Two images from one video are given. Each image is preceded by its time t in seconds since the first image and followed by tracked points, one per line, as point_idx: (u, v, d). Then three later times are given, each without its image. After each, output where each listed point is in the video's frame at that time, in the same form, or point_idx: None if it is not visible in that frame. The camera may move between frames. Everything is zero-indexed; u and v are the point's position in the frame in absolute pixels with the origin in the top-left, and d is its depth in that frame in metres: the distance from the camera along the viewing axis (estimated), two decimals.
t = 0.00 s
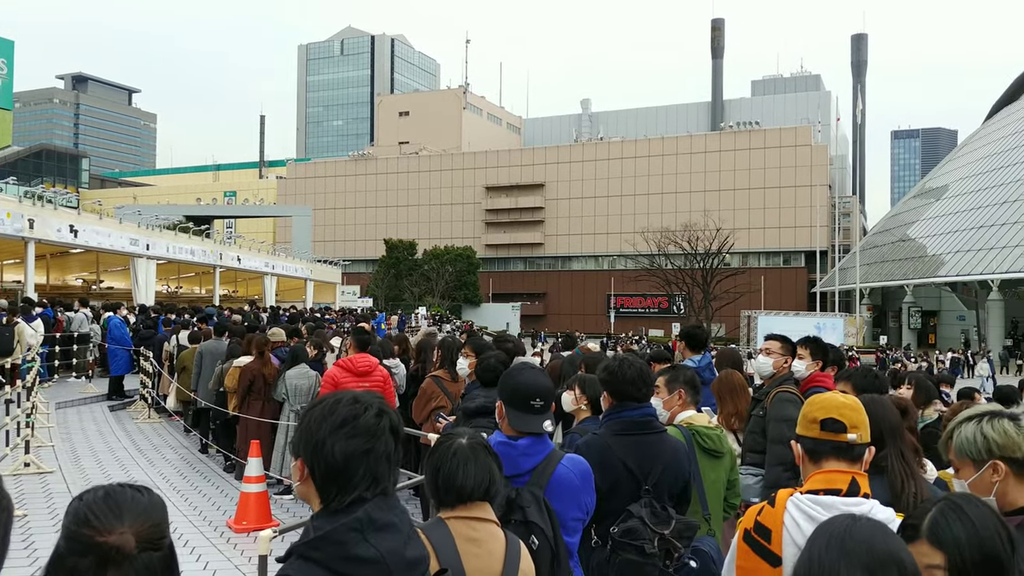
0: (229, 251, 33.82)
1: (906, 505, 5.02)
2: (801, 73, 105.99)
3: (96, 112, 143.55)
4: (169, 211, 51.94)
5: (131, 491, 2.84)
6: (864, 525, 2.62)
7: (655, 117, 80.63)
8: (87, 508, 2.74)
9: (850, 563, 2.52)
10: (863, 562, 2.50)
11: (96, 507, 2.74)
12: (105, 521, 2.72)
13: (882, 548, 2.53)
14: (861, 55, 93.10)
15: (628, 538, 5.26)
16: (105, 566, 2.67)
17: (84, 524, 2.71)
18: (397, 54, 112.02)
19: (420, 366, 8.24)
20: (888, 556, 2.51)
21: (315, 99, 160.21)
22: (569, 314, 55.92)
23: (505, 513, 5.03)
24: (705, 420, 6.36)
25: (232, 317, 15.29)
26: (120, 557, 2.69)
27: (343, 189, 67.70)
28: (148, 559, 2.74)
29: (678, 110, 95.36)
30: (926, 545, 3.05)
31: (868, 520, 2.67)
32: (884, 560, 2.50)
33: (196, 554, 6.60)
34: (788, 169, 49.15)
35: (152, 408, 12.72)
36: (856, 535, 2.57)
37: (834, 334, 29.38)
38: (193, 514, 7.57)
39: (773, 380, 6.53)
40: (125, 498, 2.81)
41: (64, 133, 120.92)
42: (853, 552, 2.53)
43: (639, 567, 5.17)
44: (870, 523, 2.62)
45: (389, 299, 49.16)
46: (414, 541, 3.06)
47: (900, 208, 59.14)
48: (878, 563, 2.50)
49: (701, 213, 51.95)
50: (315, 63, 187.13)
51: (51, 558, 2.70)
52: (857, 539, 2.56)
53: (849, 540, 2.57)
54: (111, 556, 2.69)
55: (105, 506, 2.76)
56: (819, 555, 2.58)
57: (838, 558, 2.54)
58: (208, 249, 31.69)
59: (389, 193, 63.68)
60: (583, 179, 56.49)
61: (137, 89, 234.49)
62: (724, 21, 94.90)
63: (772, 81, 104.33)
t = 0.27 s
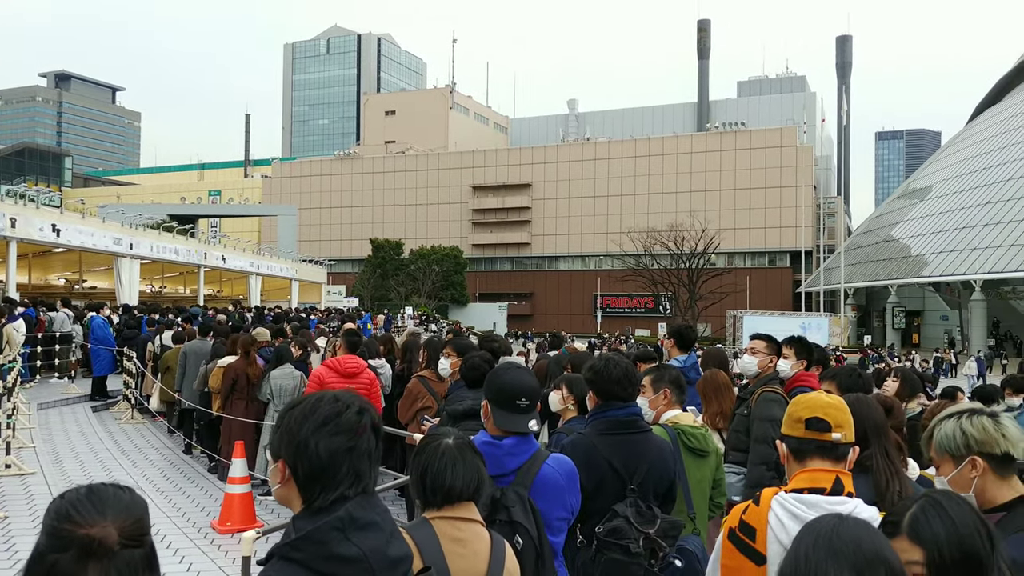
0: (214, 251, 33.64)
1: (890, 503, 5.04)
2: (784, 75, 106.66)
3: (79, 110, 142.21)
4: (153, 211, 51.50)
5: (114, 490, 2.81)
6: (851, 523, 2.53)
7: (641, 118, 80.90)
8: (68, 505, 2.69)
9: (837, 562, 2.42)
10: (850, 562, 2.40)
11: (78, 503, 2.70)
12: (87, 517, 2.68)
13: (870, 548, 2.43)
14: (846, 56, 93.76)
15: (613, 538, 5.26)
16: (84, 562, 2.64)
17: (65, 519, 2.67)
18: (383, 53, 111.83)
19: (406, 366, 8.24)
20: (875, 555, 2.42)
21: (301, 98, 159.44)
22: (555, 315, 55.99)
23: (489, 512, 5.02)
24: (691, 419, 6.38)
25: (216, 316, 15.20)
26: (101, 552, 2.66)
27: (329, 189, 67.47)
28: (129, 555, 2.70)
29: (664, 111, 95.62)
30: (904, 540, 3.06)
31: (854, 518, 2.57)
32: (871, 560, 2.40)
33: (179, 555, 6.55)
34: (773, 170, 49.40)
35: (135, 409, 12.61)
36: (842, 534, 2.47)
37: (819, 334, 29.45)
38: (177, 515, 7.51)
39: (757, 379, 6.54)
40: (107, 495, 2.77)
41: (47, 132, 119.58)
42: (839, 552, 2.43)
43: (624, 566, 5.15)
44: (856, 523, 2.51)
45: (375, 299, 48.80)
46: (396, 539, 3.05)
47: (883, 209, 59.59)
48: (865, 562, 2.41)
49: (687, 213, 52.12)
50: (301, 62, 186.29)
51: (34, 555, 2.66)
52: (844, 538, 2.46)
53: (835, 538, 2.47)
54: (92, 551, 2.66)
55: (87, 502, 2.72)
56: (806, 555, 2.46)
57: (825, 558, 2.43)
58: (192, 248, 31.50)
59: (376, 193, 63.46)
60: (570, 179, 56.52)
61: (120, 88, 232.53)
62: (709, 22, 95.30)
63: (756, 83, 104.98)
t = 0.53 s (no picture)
0: (199, 250, 33.49)
1: (872, 502, 5.08)
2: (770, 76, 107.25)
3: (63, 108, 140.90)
4: (138, 210, 51.12)
5: (88, 492, 2.78)
6: (822, 522, 2.51)
7: (628, 118, 81.11)
8: (41, 509, 2.67)
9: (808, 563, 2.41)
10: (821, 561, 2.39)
11: (50, 508, 2.68)
12: (59, 522, 2.65)
13: (840, 548, 2.41)
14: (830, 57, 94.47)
15: (598, 537, 5.26)
16: (58, 566, 2.63)
17: (38, 524, 2.65)
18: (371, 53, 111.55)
19: (392, 366, 8.22)
20: (845, 554, 2.41)
21: (287, 96, 158.87)
22: (542, 315, 56.07)
23: (473, 513, 5.03)
24: (675, 419, 6.41)
25: (202, 316, 15.14)
26: (74, 557, 2.64)
27: (316, 189, 67.27)
28: (102, 560, 2.69)
29: (650, 111, 95.97)
30: (891, 533, 3.06)
31: (825, 514, 2.57)
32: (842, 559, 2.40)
33: (162, 556, 6.51)
34: (759, 171, 49.67)
35: (119, 410, 12.53)
36: (812, 534, 2.46)
37: (804, 334, 29.61)
38: (160, 516, 7.46)
39: (742, 378, 6.57)
40: (81, 498, 2.74)
41: (30, 130, 118.38)
42: (808, 552, 2.43)
43: (609, 566, 5.15)
44: (827, 520, 2.51)
45: (361, 299, 48.46)
46: (377, 539, 3.04)
47: (868, 210, 60.01)
48: (835, 560, 2.40)
49: (673, 213, 52.33)
50: (287, 61, 185.41)
51: (7, 560, 2.64)
52: (815, 536, 2.45)
53: (807, 537, 2.46)
54: (65, 555, 2.64)
55: (60, 507, 2.69)
56: (773, 555, 2.45)
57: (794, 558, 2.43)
58: (177, 248, 31.38)
59: (362, 192, 63.28)
60: (557, 179, 56.60)
61: (104, 86, 230.65)
62: (695, 24, 95.68)
63: (742, 84, 105.49)
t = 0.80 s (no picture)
0: (184, 250, 33.27)
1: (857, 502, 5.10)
2: (755, 77, 107.78)
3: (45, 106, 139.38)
4: (121, 209, 50.63)
5: (66, 494, 2.75)
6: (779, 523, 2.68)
7: (614, 118, 81.23)
8: (19, 510, 2.64)
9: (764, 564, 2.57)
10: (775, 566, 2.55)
11: (28, 510, 2.65)
12: (37, 523, 2.62)
13: (796, 553, 2.58)
14: (814, 59, 95.14)
15: (584, 536, 5.26)
16: (32, 569, 2.58)
17: (15, 526, 2.61)
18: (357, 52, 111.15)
19: (378, 366, 8.20)
20: (799, 556, 2.58)
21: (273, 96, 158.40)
22: (529, 314, 56.06)
23: (459, 513, 5.01)
24: (661, 418, 6.41)
25: (186, 316, 15.05)
26: (45, 561, 2.60)
27: (302, 188, 66.93)
28: (78, 562, 2.65)
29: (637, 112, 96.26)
30: (881, 523, 3.10)
31: (784, 514, 2.72)
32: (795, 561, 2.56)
33: (145, 557, 6.46)
34: (744, 171, 49.87)
35: (102, 410, 12.44)
36: (771, 537, 2.61)
37: (790, 333, 29.64)
38: (144, 518, 7.40)
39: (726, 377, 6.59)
40: (59, 500, 2.71)
41: (11, 128, 117.02)
42: (765, 555, 2.59)
43: (593, 565, 5.15)
44: (784, 525, 2.66)
45: (347, 299, 48.21)
46: (356, 542, 3.01)
47: (852, 211, 60.40)
48: (792, 563, 2.56)
49: (659, 214, 52.43)
50: (273, 59, 184.41)
51: None
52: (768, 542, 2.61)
53: (763, 545, 2.61)
54: (37, 558, 2.60)
55: (38, 510, 2.66)
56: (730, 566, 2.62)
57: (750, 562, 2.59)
58: (161, 247, 31.16)
59: (348, 191, 63.03)
60: (544, 179, 56.60)
61: (85, 83, 228.44)
62: (681, 25, 96.01)
63: (728, 85, 106.00)
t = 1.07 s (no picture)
0: (168, 249, 33.09)
1: (841, 501, 5.13)
2: (740, 78, 108.37)
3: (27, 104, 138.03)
4: (104, 208, 50.22)
5: (48, 494, 2.73)
6: (763, 524, 2.71)
7: (600, 118, 81.39)
8: None
9: (747, 562, 2.57)
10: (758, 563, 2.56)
11: (9, 510, 2.62)
12: (16, 522, 2.59)
13: (786, 550, 2.62)
14: (799, 60, 95.76)
15: (568, 536, 5.24)
16: (13, 567, 2.55)
17: None
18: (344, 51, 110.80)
19: (363, 366, 8.17)
20: (788, 555, 2.61)
21: (259, 94, 157.62)
22: (516, 314, 56.09)
23: (444, 513, 4.99)
24: (646, 417, 6.41)
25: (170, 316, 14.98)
26: (29, 558, 2.57)
27: (288, 188, 66.66)
28: (61, 561, 2.63)
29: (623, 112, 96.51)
30: (864, 527, 3.09)
31: (767, 519, 2.77)
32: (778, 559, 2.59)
33: (128, 558, 6.41)
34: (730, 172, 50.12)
35: (85, 411, 12.35)
36: (757, 538, 2.65)
37: (775, 333, 29.77)
38: (127, 519, 7.34)
39: (711, 377, 6.61)
40: (41, 500, 2.69)
41: None
42: (755, 553, 2.60)
43: (579, 565, 5.12)
44: (769, 525, 2.71)
45: (333, 299, 47.71)
46: (327, 544, 3.00)
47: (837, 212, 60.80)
48: (778, 561, 2.60)
49: (645, 214, 52.59)
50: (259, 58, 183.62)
51: None
52: (750, 541, 2.62)
53: (747, 543, 2.62)
54: (19, 558, 2.57)
55: (19, 508, 2.64)
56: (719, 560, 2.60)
57: (735, 560, 2.58)
58: (145, 246, 31.00)
59: (335, 191, 62.82)
60: (530, 179, 56.63)
61: (68, 81, 226.50)
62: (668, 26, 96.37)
63: (713, 86, 106.50)
